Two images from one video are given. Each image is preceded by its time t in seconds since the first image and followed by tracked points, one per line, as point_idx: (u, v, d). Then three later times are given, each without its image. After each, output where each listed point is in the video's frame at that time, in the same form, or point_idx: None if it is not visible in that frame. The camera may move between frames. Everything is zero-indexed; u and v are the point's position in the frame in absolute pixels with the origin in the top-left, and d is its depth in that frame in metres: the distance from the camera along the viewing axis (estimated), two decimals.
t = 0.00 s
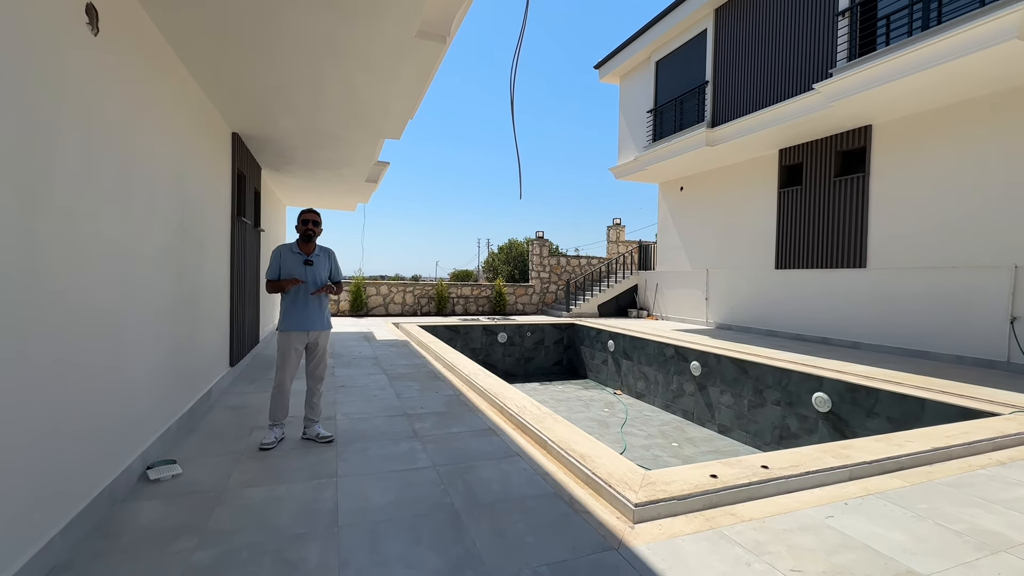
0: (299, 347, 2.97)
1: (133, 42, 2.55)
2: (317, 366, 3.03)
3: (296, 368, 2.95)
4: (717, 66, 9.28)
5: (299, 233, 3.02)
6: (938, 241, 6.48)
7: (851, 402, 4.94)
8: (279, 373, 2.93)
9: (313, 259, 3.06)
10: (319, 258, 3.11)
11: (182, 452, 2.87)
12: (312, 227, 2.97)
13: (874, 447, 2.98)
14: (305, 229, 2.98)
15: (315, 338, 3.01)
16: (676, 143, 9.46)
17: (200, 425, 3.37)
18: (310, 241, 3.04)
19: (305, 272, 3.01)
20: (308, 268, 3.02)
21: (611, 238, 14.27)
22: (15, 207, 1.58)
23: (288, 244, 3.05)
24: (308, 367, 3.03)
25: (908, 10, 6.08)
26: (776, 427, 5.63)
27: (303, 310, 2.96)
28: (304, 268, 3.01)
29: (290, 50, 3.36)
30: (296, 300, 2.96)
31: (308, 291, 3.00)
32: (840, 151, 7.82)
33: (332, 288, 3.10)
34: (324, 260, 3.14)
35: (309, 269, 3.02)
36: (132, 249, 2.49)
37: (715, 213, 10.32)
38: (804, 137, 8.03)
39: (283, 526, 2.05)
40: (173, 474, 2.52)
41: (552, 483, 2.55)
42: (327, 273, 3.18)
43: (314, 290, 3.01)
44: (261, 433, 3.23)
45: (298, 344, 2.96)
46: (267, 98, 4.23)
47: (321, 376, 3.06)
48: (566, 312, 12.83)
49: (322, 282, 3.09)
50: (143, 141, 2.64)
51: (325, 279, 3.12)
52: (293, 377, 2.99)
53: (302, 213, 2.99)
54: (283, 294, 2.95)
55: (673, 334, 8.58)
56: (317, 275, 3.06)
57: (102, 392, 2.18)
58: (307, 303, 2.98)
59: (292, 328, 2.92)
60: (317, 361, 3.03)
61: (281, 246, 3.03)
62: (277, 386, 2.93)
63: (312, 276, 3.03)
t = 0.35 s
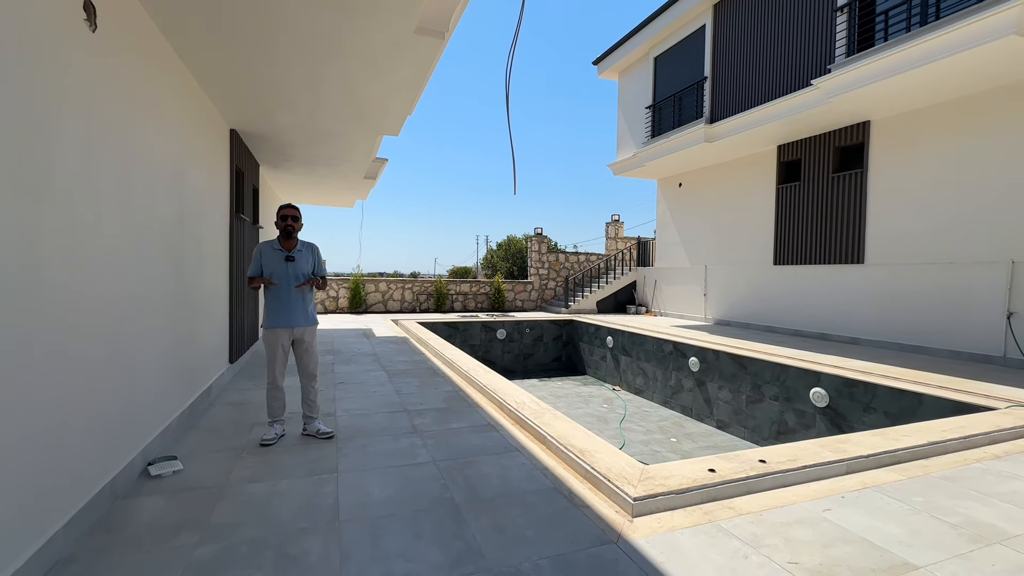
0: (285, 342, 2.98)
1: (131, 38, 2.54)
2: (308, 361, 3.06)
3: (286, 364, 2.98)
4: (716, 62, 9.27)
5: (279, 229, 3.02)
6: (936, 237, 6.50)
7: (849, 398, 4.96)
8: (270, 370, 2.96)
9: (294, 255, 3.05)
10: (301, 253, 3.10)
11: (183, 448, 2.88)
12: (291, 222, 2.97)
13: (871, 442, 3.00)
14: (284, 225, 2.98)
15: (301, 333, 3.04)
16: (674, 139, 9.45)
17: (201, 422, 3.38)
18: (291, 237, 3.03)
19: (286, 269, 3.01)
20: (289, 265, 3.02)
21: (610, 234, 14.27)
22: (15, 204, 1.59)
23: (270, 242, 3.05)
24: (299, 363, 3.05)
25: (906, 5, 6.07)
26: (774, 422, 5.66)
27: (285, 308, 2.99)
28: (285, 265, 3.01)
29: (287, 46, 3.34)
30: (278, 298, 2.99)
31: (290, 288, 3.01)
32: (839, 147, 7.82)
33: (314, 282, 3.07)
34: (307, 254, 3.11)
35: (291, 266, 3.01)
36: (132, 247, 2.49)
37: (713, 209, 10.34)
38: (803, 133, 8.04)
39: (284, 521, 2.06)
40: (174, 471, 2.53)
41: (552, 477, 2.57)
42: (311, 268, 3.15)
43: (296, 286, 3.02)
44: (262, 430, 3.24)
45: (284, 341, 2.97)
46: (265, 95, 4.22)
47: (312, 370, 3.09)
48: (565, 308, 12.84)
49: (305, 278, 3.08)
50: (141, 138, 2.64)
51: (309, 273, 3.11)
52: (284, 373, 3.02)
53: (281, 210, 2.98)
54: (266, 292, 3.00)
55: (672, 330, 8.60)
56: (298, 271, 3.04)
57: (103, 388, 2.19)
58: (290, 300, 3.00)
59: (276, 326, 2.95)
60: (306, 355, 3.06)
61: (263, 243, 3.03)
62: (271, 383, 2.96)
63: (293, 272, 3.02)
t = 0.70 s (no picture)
0: (275, 341, 3.00)
1: (127, 35, 2.52)
2: (300, 359, 3.07)
3: (278, 362, 3.00)
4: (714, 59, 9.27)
5: (266, 226, 3.01)
6: (933, 234, 6.53)
7: (845, 394, 4.98)
8: (262, 369, 2.98)
9: (282, 252, 3.03)
10: (289, 250, 3.08)
11: (182, 446, 2.88)
12: (278, 220, 2.97)
13: (867, 438, 3.02)
14: (270, 223, 2.98)
15: (290, 332, 3.02)
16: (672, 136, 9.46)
17: (199, 420, 3.37)
18: (278, 234, 3.02)
19: (274, 267, 3.01)
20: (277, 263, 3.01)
21: (608, 231, 14.25)
22: (13, 202, 1.59)
23: (257, 240, 3.03)
24: (291, 362, 3.06)
25: (903, 3, 6.07)
26: (772, 419, 5.69)
27: (274, 306, 2.98)
28: (273, 263, 3.00)
29: (284, 44, 3.33)
30: (267, 296, 2.98)
31: (279, 285, 3.02)
32: (836, 144, 7.84)
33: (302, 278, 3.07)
34: (295, 251, 3.09)
35: (278, 263, 3.01)
36: (129, 245, 2.49)
37: (711, 206, 10.35)
38: (800, 130, 8.05)
39: (283, 519, 2.06)
40: (173, 469, 2.53)
41: (551, 474, 2.57)
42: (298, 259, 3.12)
43: (284, 283, 3.03)
44: (261, 427, 3.24)
45: (274, 339, 2.98)
46: (262, 92, 4.20)
47: (306, 368, 3.10)
48: (563, 306, 12.85)
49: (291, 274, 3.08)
50: (138, 137, 2.63)
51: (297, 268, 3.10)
52: (277, 371, 3.04)
53: (267, 207, 2.98)
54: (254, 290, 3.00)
55: (670, 327, 8.61)
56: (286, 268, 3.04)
57: (101, 387, 2.19)
58: (278, 298, 3.00)
59: (264, 324, 2.95)
60: (298, 352, 3.06)
61: (250, 241, 3.02)
62: (264, 381, 2.98)
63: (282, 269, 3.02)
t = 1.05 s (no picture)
0: (272, 340, 2.99)
1: (124, 33, 2.51)
2: (297, 359, 3.07)
3: (274, 361, 2.99)
4: (711, 58, 9.28)
5: (261, 226, 3.02)
6: (930, 233, 6.54)
7: (843, 392, 5.00)
8: (258, 368, 2.97)
9: (277, 252, 3.05)
10: (284, 249, 3.10)
11: (180, 445, 2.88)
12: (272, 219, 2.98)
13: (865, 436, 3.03)
14: (265, 222, 2.98)
15: (286, 331, 3.02)
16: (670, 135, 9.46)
17: (197, 419, 3.37)
18: (273, 233, 3.03)
19: (269, 267, 3.02)
20: (272, 262, 3.02)
21: (606, 230, 14.24)
22: (11, 202, 1.58)
23: (252, 240, 3.04)
24: (288, 361, 3.06)
25: (901, 2, 6.07)
26: (770, 417, 5.70)
27: (269, 305, 2.97)
28: (268, 262, 3.01)
29: (282, 42, 3.32)
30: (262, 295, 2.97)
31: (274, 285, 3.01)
32: (834, 143, 7.86)
33: (299, 280, 3.09)
34: (290, 251, 3.11)
35: (273, 262, 3.02)
36: (126, 244, 2.47)
37: (709, 205, 10.36)
38: (798, 129, 8.06)
39: (282, 518, 2.06)
40: (171, 468, 2.52)
41: (549, 473, 2.58)
42: (295, 265, 3.15)
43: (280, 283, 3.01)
44: (259, 427, 3.23)
45: (270, 338, 2.98)
46: (259, 91, 4.19)
47: (302, 366, 3.09)
48: (561, 305, 12.87)
49: (290, 276, 3.08)
50: (136, 137, 2.62)
51: (292, 270, 3.10)
52: (274, 371, 3.03)
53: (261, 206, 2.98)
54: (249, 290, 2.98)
55: (668, 326, 8.63)
56: (282, 268, 3.05)
57: (99, 387, 2.19)
58: (274, 298, 2.99)
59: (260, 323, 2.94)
60: (294, 352, 3.06)
61: (245, 241, 3.03)
62: (261, 380, 2.97)
63: (277, 269, 3.03)
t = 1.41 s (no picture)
0: (274, 340, 2.99)
1: (121, 33, 2.51)
2: (296, 359, 3.07)
3: (274, 362, 2.98)
4: (710, 59, 9.30)
5: (261, 226, 3.01)
6: (927, 233, 6.57)
7: (840, 393, 5.01)
8: (258, 369, 2.96)
9: (278, 253, 3.05)
10: (285, 250, 3.10)
11: (177, 446, 2.87)
12: (273, 219, 2.97)
13: (862, 436, 3.04)
14: (266, 222, 2.98)
15: (287, 331, 3.02)
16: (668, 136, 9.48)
17: (194, 419, 3.36)
18: (274, 233, 3.03)
19: (271, 267, 3.02)
20: (273, 262, 3.02)
21: (604, 231, 14.26)
22: (8, 202, 1.57)
23: (252, 239, 3.02)
24: (287, 362, 3.05)
25: (898, 4, 6.10)
26: (767, 417, 5.71)
27: (271, 305, 2.97)
28: (270, 262, 3.01)
29: (281, 42, 3.32)
30: (264, 296, 2.97)
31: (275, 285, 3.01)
32: (831, 144, 7.87)
33: (299, 281, 3.11)
34: (290, 252, 3.11)
35: (275, 263, 3.02)
36: (123, 244, 2.47)
37: (707, 206, 10.38)
38: (796, 130, 8.08)
39: (280, 518, 2.06)
40: (168, 468, 2.52)
41: (547, 473, 2.58)
42: (296, 266, 3.17)
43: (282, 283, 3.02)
44: (257, 427, 3.22)
45: (271, 338, 2.97)
46: (258, 91, 4.19)
47: (301, 366, 3.09)
48: (559, 305, 12.88)
49: (291, 277, 3.10)
50: (134, 137, 2.62)
51: (292, 270, 3.12)
52: (273, 371, 3.02)
53: (262, 206, 2.97)
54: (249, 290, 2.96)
55: (666, 326, 8.63)
56: (283, 268, 3.06)
57: (97, 387, 2.18)
58: (276, 299, 2.99)
59: (263, 324, 2.94)
60: (294, 352, 3.06)
61: (245, 241, 3.00)
62: (260, 380, 2.96)
63: (278, 270, 3.04)
